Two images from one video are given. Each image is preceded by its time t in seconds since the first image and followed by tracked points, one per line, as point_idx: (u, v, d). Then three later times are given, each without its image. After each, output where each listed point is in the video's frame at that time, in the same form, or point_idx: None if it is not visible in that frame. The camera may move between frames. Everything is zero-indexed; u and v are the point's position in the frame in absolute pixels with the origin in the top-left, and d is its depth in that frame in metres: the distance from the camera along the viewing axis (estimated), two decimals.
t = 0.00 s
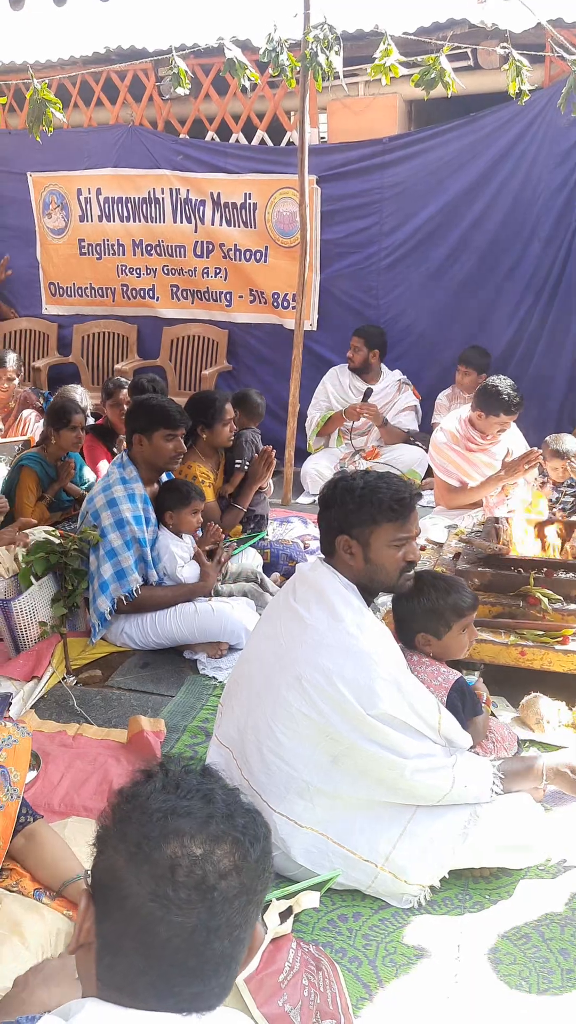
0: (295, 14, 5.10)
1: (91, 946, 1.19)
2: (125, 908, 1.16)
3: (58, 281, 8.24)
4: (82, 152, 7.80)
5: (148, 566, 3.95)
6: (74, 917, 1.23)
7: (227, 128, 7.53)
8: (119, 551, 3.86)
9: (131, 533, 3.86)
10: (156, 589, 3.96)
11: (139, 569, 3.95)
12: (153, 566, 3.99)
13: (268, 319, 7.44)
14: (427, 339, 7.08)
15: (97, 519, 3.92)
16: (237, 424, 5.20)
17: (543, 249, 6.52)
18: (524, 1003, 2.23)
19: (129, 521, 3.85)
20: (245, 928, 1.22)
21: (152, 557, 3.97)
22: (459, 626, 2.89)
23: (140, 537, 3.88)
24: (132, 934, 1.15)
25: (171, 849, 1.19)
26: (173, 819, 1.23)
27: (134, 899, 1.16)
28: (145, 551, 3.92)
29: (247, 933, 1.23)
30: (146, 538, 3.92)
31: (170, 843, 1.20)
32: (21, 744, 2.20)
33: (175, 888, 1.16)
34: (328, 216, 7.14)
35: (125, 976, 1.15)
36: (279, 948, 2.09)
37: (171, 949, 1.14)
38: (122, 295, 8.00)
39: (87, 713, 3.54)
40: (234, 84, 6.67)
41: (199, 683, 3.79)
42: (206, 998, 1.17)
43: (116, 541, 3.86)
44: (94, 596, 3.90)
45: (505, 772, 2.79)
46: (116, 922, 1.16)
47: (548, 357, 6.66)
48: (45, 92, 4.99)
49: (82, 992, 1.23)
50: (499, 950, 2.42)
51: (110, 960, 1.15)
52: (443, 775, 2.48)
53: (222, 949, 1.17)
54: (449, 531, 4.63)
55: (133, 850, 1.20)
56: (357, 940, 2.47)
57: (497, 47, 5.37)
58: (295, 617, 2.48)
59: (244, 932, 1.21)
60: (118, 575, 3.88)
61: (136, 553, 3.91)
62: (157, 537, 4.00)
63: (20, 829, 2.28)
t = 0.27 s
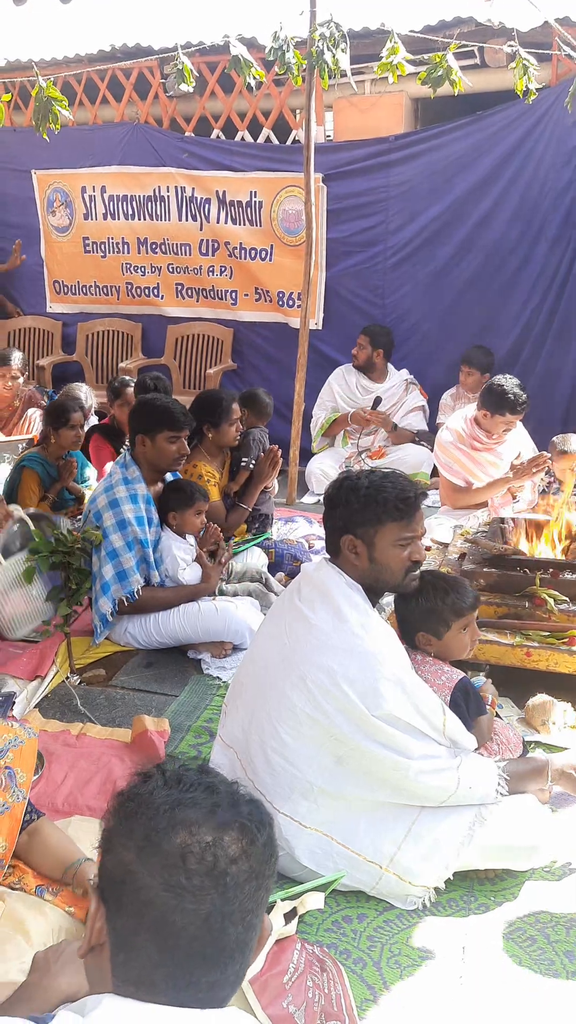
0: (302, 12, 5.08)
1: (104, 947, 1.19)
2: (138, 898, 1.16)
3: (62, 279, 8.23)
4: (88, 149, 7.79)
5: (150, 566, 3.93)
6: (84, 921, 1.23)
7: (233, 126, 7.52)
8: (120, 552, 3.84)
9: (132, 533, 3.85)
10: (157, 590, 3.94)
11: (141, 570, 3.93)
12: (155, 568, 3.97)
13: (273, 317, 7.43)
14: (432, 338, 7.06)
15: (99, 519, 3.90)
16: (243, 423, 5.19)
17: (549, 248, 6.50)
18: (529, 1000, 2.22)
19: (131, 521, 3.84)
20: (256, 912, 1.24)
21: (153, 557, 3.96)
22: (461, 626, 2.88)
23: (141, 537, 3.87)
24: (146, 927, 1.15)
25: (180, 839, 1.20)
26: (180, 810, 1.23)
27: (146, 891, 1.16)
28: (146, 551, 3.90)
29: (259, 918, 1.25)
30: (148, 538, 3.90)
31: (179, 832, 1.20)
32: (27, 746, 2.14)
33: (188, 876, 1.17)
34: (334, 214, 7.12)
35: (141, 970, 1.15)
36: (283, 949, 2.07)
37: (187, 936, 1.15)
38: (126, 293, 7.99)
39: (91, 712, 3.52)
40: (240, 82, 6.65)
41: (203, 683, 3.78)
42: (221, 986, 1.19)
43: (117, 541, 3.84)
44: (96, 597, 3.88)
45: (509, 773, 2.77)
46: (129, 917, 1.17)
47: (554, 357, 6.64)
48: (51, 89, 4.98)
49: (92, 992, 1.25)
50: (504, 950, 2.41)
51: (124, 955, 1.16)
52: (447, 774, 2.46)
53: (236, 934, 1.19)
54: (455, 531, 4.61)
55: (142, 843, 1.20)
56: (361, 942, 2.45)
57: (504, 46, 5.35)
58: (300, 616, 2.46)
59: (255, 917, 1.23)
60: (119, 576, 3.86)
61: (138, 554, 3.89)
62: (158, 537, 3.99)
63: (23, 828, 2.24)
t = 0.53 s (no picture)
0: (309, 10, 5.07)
1: (134, 943, 1.18)
2: (167, 893, 1.15)
3: (68, 278, 8.24)
4: (95, 149, 7.80)
5: (155, 566, 3.93)
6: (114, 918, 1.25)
7: (240, 125, 7.52)
8: (124, 551, 3.84)
9: (137, 533, 3.85)
10: (161, 591, 3.94)
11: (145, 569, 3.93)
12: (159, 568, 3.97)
13: (279, 316, 7.43)
14: (439, 338, 7.05)
15: (103, 518, 3.90)
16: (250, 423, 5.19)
17: (555, 248, 6.49)
18: (535, 998, 2.21)
19: (135, 520, 3.84)
20: (283, 908, 1.22)
21: (158, 557, 3.95)
22: (459, 624, 2.87)
23: (145, 537, 3.87)
24: (177, 922, 1.13)
25: (208, 834, 1.19)
26: (206, 806, 1.23)
27: (176, 886, 1.15)
28: (151, 551, 3.90)
29: (285, 914, 1.24)
30: (152, 538, 3.90)
31: (206, 827, 1.19)
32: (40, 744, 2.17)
33: (217, 869, 1.16)
34: (340, 214, 7.12)
35: (171, 966, 1.13)
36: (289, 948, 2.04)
37: (219, 930, 1.13)
38: (133, 292, 8.00)
39: (96, 711, 3.53)
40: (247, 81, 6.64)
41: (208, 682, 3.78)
42: (250, 979, 1.18)
43: (122, 540, 3.84)
44: (100, 596, 3.89)
45: (514, 773, 2.76)
46: (159, 914, 1.15)
47: (560, 356, 6.62)
48: (57, 88, 4.99)
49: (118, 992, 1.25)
50: (509, 950, 2.40)
51: (156, 951, 1.14)
52: (452, 774, 2.46)
53: (265, 927, 1.17)
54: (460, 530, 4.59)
55: (170, 839, 1.19)
56: (365, 941, 2.45)
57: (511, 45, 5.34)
58: (304, 616, 2.46)
59: (281, 912, 1.22)
60: (123, 575, 3.86)
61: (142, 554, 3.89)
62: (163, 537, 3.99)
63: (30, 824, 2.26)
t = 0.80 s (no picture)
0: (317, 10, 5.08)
1: (189, 946, 1.09)
2: (226, 897, 1.07)
3: (75, 277, 8.25)
4: (102, 149, 7.82)
5: (162, 565, 3.94)
6: (166, 918, 1.15)
7: (246, 125, 7.53)
8: (132, 550, 3.86)
9: (144, 531, 3.86)
10: (169, 590, 3.95)
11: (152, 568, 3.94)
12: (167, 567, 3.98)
13: (286, 316, 7.42)
14: (446, 337, 7.04)
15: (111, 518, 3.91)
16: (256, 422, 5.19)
17: (563, 248, 6.48)
18: (539, 997, 2.22)
19: (143, 519, 3.84)
20: (341, 922, 1.14)
21: (166, 556, 3.96)
22: (463, 623, 2.87)
23: (153, 535, 3.88)
24: (237, 926, 1.05)
25: (273, 839, 1.11)
26: (271, 811, 1.15)
27: (240, 889, 1.07)
28: (158, 550, 3.91)
29: (342, 930, 1.15)
30: (160, 537, 3.91)
31: (272, 832, 1.12)
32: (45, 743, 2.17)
33: (282, 875, 1.08)
34: (347, 214, 7.12)
35: (226, 972, 1.06)
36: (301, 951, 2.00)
37: (278, 938, 1.05)
38: (139, 292, 8.01)
39: (101, 709, 3.53)
40: (254, 81, 6.66)
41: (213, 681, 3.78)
42: (305, 992, 1.10)
43: (129, 540, 3.85)
44: (107, 596, 3.91)
45: (513, 771, 2.81)
46: (218, 916, 1.06)
47: (568, 356, 6.61)
48: (64, 87, 4.99)
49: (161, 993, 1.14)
50: (514, 949, 2.40)
51: (215, 953, 1.06)
52: (458, 773, 2.45)
53: (322, 941, 1.09)
54: (466, 531, 4.58)
55: (234, 841, 1.11)
56: (370, 940, 2.45)
57: (519, 46, 5.34)
58: (309, 615, 2.46)
59: (339, 928, 1.14)
60: (130, 575, 3.88)
61: (150, 552, 3.90)
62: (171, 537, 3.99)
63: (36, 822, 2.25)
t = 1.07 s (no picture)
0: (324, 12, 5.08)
1: (219, 946, 1.12)
2: (260, 896, 1.09)
3: (82, 278, 8.28)
4: (109, 150, 7.84)
5: (171, 563, 3.95)
6: (198, 917, 1.18)
7: (253, 126, 7.53)
8: (140, 548, 3.88)
9: (153, 530, 3.87)
10: (177, 589, 3.96)
11: (161, 567, 3.95)
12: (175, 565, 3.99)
13: (293, 317, 7.44)
14: (453, 339, 7.05)
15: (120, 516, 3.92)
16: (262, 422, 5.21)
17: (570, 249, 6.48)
18: (542, 997, 2.24)
19: (152, 518, 3.86)
20: (373, 937, 1.14)
21: (174, 555, 3.98)
22: (469, 621, 2.88)
23: (162, 534, 3.89)
24: (269, 927, 1.07)
25: (310, 844, 1.14)
26: (310, 819, 1.18)
27: (274, 891, 1.09)
28: (167, 549, 3.93)
29: (373, 945, 1.16)
30: (169, 536, 3.93)
31: (309, 838, 1.14)
32: (50, 740, 2.18)
33: (317, 881, 1.10)
34: (353, 215, 7.13)
35: (256, 973, 1.06)
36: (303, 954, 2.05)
37: (310, 943, 1.06)
38: (146, 293, 8.03)
39: (108, 708, 3.55)
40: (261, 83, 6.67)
41: (218, 679, 3.79)
42: (331, 1006, 1.10)
43: (138, 539, 3.87)
44: (116, 593, 3.93)
45: (519, 771, 2.80)
46: (251, 916, 1.08)
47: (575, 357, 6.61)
48: (72, 89, 5.01)
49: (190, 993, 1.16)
50: (518, 950, 2.41)
51: (246, 953, 1.07)
52: (463, 772, 2.46)
53: (352, 953, 1.10)
54: (471, 531, 4.59)
55: (272, 843, 1.13)
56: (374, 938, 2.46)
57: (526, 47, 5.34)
58: (315, 614, 2.47)
59: (371, 943, 1.14)
60: (138, 573, 3.89)
61: (158, 551, 3.92)
62: (179, 536, 4.01)
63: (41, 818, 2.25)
